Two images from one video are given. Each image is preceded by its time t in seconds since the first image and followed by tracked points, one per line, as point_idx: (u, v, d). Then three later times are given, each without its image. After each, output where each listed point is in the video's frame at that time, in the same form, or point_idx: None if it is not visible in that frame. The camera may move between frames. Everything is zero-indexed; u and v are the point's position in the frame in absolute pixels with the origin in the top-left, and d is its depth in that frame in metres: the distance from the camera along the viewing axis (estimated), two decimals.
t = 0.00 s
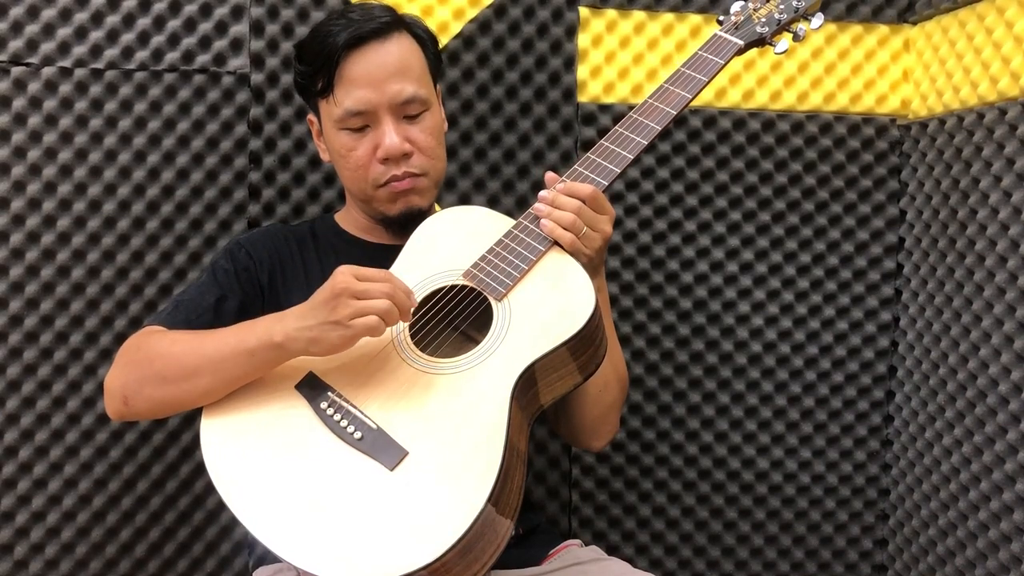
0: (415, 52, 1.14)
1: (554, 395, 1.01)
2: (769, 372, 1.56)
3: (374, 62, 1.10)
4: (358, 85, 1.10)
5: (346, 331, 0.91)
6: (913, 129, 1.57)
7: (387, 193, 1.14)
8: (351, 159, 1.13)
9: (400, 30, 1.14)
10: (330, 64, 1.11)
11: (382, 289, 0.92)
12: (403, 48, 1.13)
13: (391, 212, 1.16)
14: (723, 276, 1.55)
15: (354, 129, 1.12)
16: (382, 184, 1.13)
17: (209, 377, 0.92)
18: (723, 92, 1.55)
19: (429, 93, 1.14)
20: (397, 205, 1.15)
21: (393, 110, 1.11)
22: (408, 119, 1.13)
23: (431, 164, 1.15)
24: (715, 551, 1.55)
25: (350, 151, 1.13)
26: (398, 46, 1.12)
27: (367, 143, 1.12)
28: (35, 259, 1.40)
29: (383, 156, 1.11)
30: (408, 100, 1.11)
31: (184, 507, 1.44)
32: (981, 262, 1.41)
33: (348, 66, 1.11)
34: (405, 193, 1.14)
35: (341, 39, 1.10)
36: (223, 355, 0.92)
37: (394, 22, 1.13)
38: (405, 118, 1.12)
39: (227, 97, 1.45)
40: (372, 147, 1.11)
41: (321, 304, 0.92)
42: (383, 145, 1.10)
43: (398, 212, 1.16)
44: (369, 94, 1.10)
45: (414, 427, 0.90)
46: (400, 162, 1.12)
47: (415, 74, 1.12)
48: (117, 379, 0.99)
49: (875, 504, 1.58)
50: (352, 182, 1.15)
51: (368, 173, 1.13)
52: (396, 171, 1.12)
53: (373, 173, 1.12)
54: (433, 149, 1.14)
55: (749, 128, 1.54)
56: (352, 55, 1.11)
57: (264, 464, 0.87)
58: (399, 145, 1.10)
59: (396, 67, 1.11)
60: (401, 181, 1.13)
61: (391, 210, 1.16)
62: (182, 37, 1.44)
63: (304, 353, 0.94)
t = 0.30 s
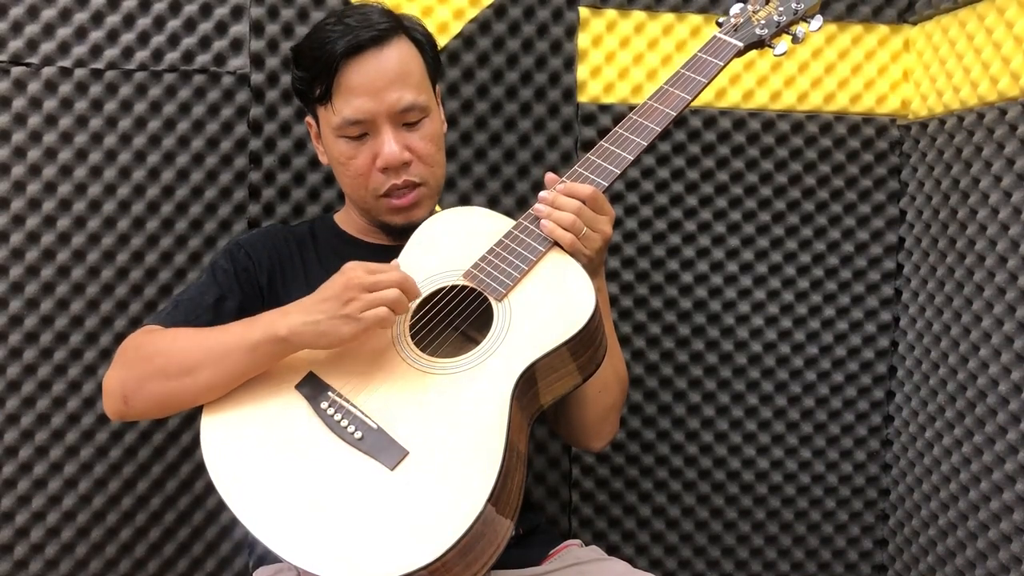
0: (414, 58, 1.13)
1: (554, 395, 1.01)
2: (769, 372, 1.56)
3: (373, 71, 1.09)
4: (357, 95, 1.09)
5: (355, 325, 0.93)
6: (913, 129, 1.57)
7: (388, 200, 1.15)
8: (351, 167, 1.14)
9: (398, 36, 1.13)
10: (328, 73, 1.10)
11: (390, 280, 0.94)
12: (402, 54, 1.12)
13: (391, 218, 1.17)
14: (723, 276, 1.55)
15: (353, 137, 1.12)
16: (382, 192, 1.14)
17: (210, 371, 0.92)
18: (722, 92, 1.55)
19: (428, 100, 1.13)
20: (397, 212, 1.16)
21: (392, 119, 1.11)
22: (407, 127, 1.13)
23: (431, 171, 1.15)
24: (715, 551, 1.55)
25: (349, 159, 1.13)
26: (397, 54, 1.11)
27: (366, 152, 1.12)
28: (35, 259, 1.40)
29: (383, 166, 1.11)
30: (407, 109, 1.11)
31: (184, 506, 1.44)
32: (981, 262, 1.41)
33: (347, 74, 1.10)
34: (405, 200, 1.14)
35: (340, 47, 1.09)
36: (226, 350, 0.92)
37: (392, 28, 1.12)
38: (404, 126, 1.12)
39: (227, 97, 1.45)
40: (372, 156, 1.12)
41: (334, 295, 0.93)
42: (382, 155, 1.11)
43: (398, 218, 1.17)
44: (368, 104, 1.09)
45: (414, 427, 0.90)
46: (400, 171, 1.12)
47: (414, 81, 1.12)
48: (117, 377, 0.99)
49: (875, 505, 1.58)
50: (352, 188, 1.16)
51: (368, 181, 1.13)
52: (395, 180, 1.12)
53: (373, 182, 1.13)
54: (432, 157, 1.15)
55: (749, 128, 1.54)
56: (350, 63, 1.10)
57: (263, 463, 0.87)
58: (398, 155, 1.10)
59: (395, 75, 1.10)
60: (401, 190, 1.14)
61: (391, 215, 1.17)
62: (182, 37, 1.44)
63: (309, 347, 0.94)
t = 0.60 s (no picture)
0: (414, 57, 1.13)
1: (554, 394, 1.01)
2: (769, 372, 1.56)
3: (373, 70, 1.09)
4: (357, 93, 1.10)
5: (361, 345, 0.92)
6: (913, 129, 1.57)
7: (387, 200, 1.14)
8: (350, 166, 1.14)
9: (398, 35, 1.13)
10: (328, 71, 1.11)
11: (400, 300, 0.95)
12: (401, 53, 1.12)
13: (391, 218, 1.17)
14: (723, 276, 1.55)
15: (353, 136, 1.12)
16: (381, 191, 1.14)
17: (215, 367, 0.92)
18: (722, 92, 1.55)
19: (428, 99, 1.13)
20: (396, 212, 1.16)
21: (392, 117, 1.11)
22: (407, 126, 1.13)
23: (431, 170, 1.15)
24: (715, 551, 1.55)
25: (349, 157, 1.13)
26: (397, 53, 1.11)
27: (366, 151, 1.12)
28: (35, 259, 1.40)
29: (383, 165, 1.11)
30: (407, 107, 1.11)
31: (184, 507, 1.44)
32: (981, 262, 1.41)
33: (347, 73, 1.10)
34: (405, 200, 1.14)
35: (340, 46, 1.10)
36: (232, 348, 0.93)
37: (392, 27, 1.12)
38: (404, 125, 1.12)
39: (227, 97, 1.45)
40: (371, 155, 1.12)
41: (350, 311, 0.93)
42: (382, 154, 1.11)
43: (398, 219, 1.17)
44: (368, 103, 1.09)
45: (414, 427, 0.90)
46: (400, 170, 1.12)
47: (414, 80, 1.12)
48: (116, 372, 0.98)
49: (875, 505, 1.58)
50: (352, 187, 1.16)
51: (368, 180, 1.13)
52: (395, 179, 1.12)
53: (372, 181, 1.13)
54: (432, 156, 1.15)
55: (749, 128, 1.54)
56: (350, 62, 1.10)
57: (263, 463, 0.87)
58: (398, 154, 1.10)
59: (395, 74, 1.10)
60: (400, 189, 1.14)
61: (391, 215, 1.17)
62: (182, 37, 1.44)
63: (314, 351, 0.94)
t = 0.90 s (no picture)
0: (412, 47, 1.14)
1: (555, 395, 1.01)
2: (770, 372, 1.56)
3: (371, 57, 1.10)
4: (356, 80, 1.10)
5: (361, 343, 0.92)
6: (913, 129, 1.57)
7: (386, 189, 1.14)
8: (349, 155, 1.13)
9: (397, 26, 1.14)
10: (327, 60, 1.12)
11: (400, 297, 0.94)
12: (399, 42, 1.13)
13: (390, 211, 1.16)
14: (723, 276, 1.55)
15: (352, 124, 1.12)
16: (380, 180, 1.13)
17: (216, 369, 0.92)
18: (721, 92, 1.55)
19: (426, 88, 1.14)
20: (396, 203, 1.15)
21: (390, 104, 1.11)
22: (405, 114, 1.13)
23: (430, 160, 1.15)
24: (715, 551, 1.55)
25: (347, 147, 1.13)
26: (396, 42, 1.12)
27: (365, 139, 1.12)
28: (35, 259, 1.40)
29: (381, 152, 1.11)
30: (405, 95, 1.11)
31: (184, 506, 1.44)
32: (981, 262, 1.41)
33: (345, 61, 1.11)
34: (403, 189, 1.13)
35: (337, 34, 1.11)
36: (233, 349, 0.93)
37: (391, 18, 1.14)
38: (402, 113, 1.13)
39: (227, 97, 1.45)
40: (370, 142, 1.11)
41: (350, 309, 0.93)
42: (380, 140, 1.10)
43: (397, 211, 1.15)
44: (366, 89, 1.10)
45: (415, 427, 0.90)
46: (398, 157, 1.12)
47: (413, 69, 1.13)
48: (116, 372, 0.98)
49: (875, 505, 1.58)
50: (350, 178, 1.15)
51: (366, 168, 1.13)
52: (394, 167, 1.12)
53: (371, 169, 1.13)
54: (431, 146, 1.14)
55: (749, 128, 1.54)
56: (349, 50, 1.11)
57: (264, 464, 0.87)
58: (396, 140, 1.10)
59: (393, 62, 1.11)
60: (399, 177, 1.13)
61: (390, 207, 1.16)
62: (182, 37, 1.44)
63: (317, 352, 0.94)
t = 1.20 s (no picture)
0: (416, 46, 1.14)
1: (555, 396, 1.01)
2: (770, 372, 1.56)
3: (376, 56, 1.11)
4: (361, 79, 1.10)
5: (362, 344, 0.92)
6: (913, 129, 1.57)
7: (390, 187, 1.13)
8: (353, 154, 1.13)
9: (400, 26, 1.14)
10: (332, 59, 1.12)
11: (401, 298, 0.94)
12: (403, 42, 1.13)
13: (394, 209, 1.16)
14: (723, 276, 1.55)
15: (357, 123, 1.12)
16: (384, 179, 1.13)
17: (216, 369, 0.92)
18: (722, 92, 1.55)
19: (430, 87, 1.14)
20: (400, 201, 1.15)
21: (395, 103, 1.11)
22: (410, 113, 1.13)
23: (434, 159, 1.15)
24: (715, 551, 1.55)
25: (352, 145, 1.13)
26: (400, 41, 1.13)
27: (369, 138, 1.12)
28: (35, 259, 1.40)
29: (386, 150, 1.11)
30: (410, 94, 1.11)
31: (184, 507, 1.44)
32: (981, 262, 1.41)
33: (349, 60, 1.11)
34: (408, 188, 1.13)
35: (343, 33, 1.11)
36: (234, 349, 0.93)
37: (395, 18, 1.14)
38: (407, 112, 1.13)
39: (227, 97, 1.45)
40: (375, 141, 1.11)
41: (350, 310, 0.93)
42: (385, 139, 1.10)
43: (401, 209, 1.16)
44: (371, 88, 1.10)
45: (415, 427, 0.90)
46: (403, 156, 1.12)
47: (416, 68, 1.13)
48: (116, 372, 0.98)
49: (875, 505, 1.58)
50: (354, 177, 1.15)
51: (371, 167, 1.12)
52: (399, 165, 1.12)
53: (375, 168, 1.12)
54: (435, 145, 1.14)
55: (749, 128, 1.54)
56: (354, 49, 1.11)
57: (263, 464, 0.87)
58: (401, 139, 1.10)
59: (397, 61, 1.11)
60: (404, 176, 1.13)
61: (394, 205, 1.15)
62: (182, 37, 1.44)
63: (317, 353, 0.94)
